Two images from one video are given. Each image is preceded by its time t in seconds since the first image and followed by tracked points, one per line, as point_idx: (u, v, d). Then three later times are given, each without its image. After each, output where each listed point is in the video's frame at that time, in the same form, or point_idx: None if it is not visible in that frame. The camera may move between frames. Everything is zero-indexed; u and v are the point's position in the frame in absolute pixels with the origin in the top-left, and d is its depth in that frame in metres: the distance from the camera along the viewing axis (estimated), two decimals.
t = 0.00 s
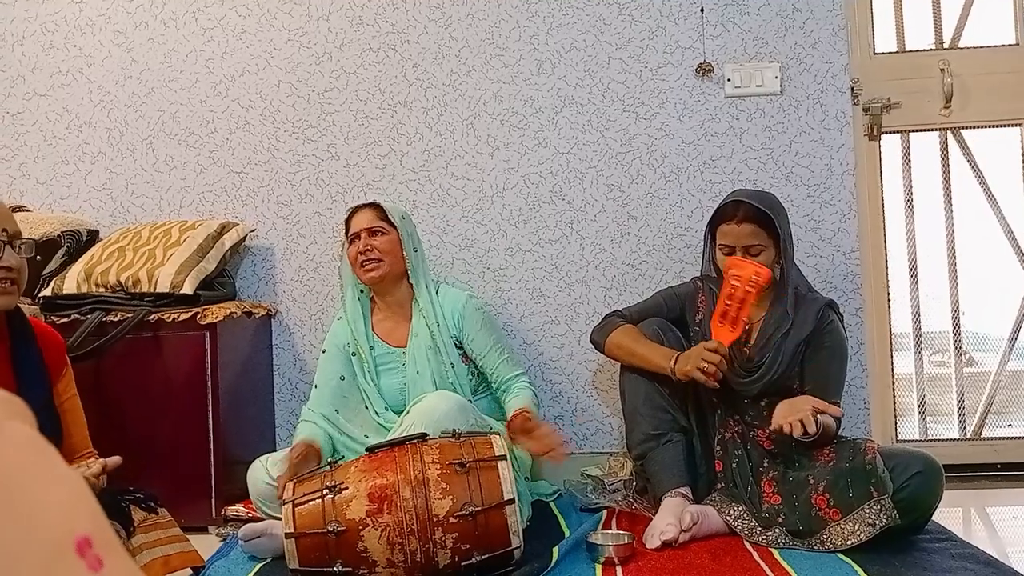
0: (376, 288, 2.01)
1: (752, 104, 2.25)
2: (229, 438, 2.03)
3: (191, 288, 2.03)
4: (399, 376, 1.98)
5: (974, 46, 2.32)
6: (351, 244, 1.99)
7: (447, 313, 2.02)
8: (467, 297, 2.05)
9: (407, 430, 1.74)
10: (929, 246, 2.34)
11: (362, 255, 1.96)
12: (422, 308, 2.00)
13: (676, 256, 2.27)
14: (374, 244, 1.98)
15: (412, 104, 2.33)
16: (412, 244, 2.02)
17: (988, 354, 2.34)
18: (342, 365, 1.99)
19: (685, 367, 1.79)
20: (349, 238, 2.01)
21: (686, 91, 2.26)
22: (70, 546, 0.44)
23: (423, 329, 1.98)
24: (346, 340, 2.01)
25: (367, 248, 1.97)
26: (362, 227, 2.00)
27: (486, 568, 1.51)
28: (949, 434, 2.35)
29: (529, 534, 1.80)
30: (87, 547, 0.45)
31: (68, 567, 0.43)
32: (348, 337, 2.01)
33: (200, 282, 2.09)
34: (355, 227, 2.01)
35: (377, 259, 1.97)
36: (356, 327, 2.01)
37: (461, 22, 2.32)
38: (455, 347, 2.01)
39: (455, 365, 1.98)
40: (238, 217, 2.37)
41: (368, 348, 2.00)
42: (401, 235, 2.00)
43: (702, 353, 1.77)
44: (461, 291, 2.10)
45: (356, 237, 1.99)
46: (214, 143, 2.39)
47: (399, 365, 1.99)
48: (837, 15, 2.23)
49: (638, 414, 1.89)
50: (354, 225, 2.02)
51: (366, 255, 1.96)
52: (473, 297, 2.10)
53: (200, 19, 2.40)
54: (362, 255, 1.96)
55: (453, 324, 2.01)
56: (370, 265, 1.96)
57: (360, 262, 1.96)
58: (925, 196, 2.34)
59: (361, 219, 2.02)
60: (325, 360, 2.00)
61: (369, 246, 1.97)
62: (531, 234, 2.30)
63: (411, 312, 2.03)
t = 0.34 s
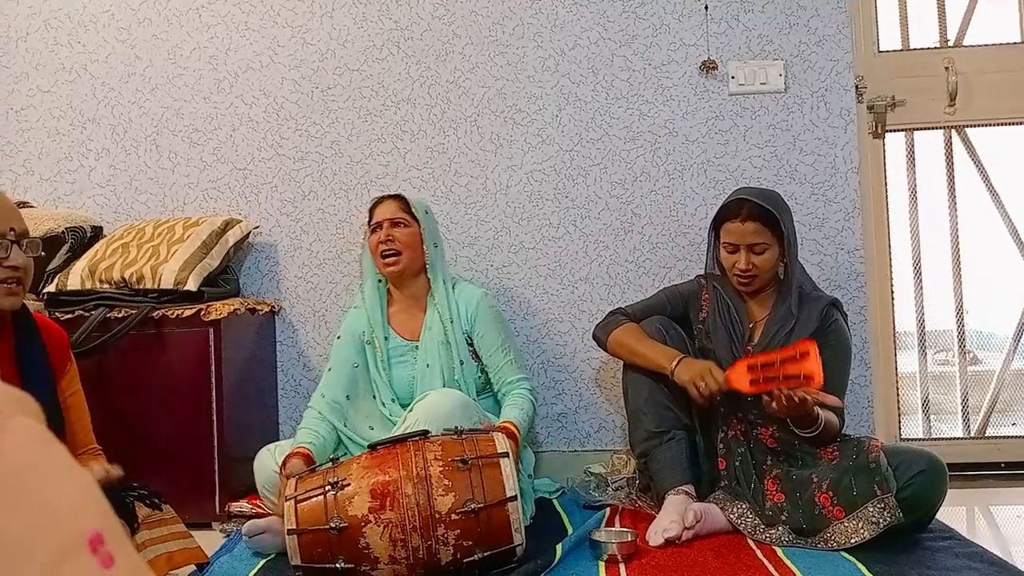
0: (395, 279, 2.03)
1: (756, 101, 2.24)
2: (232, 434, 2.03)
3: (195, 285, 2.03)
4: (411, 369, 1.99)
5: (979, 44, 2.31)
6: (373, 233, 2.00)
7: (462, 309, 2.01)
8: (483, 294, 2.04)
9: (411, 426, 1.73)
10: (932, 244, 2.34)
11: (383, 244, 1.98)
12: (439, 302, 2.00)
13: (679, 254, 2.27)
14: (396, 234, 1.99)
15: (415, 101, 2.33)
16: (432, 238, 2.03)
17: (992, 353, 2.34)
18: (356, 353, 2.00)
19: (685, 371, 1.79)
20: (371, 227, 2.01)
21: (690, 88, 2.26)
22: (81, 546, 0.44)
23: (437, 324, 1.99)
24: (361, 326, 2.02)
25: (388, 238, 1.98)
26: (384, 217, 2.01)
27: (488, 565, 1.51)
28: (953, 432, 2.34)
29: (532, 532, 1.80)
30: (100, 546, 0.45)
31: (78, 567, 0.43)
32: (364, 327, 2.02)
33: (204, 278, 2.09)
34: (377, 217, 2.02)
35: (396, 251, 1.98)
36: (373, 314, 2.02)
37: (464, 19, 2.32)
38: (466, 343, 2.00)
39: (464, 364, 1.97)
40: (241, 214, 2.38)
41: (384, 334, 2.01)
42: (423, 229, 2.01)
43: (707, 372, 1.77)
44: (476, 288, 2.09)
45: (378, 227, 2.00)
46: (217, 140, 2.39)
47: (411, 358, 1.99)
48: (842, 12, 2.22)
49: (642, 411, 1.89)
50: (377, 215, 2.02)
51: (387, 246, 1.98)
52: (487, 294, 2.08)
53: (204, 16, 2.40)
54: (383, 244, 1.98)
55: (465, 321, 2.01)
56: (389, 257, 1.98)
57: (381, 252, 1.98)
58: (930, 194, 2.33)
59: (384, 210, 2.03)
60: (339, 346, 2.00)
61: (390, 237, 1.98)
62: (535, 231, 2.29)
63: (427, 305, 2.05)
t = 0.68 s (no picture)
0: (404, 275, 2.03)
1: (753, 100, 2.24)
2: (230, 435, 2.03)
3: (191, 286, 2.03)
4: (415, 364, 1.99)
5: (975, 41, 2.32)
6: (385, 229, 2.00)
7: (471, 309, 2.01)
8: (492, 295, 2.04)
9: (412, 427, 1.72)
10: (929, 242, 2.34)
11: (395, 240, 1.97)
12: (446, 299, 2.00)
13: (676, 253, 2.27)
14: (408, 230, 1.99)
15: (412, 101, 2.33)
16: (444, 236, 2.03)
17: (989, 351, 2.34)
18: (362, 344, 2.00)
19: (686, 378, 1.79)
20: (383, 223, 2.01)
21: (687, 87, 2.26)
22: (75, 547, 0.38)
23: (445, 321, 1.98)
24: (368, 318, 2.02)
25: (400, 234, 1.98)
26: (397, 213, 2.00)
27: (488, 566, 1.51)
28: (950, 430, 2.35)
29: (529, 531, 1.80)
30: (94, 547, 0.39)
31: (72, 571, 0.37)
32: (372, 319, 2.02)
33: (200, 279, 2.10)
34: (389, 213, 2.02)
35: (408, 247, 1.98)
36: (381, 307, 2.02)
37: (460, 19, 2.32)
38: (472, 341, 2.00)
39: (468, 361, 1.98)
40: (238, 215, 2.37)
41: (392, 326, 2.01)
42: (435, 227, 2.01)
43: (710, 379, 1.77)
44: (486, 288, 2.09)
45: (390, 222, 2.00)
46: (214, 140, 2.39)
47: (417, 352, 1.99)
48: (839, 11, 2.22)
49: (640, 409, 1.89)
50: (389, 211, 2.02)
51: (398, 241, 1.97)
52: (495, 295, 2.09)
53: (200, 17, 2.40)
54: (395, 240, 1.98)
55: (473, 319, 2.01)
56: (399, 253, 1.98)
57: (391, 248, 1.98)
58: (926, 192, 2.34)
59: (397, 206, 2.02)
60: (344, 338, 2.00)
61: (402, 232, 1.98)
62: (532, 231, 2.29)
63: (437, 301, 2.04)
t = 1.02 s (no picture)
0: (408, 257, 2.02)
1: (759, 86, 2.23)
2: (232, 419, 2.03)
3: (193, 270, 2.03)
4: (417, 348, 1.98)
5: (983, 28, 2.30)
6: (388, 211, 2.00)
7: (473, 293, 2.01)
8: (495, 281, 2.04)
9: (416, 412, 1.73)
10: (934, 231, 2.33)
11: (398, 221, 1.97)
12: (450, 284, 2.00)
13: (681, 240, 2.26)
14: (412, 213, 1.99)
15: (415, 85, 2.31)
16: (448, 220, 2.03)
17: (993, 340, 2.33)
18: (364, 323, 1.99)
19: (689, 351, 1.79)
20: (387, 205, 2.01)
21: (692, 73, 2.25)
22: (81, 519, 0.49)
23: (447, 304, 1.98)
24: (373, 299, 2.02)
25: (404, 216, 1.98)
26: (401, 195, 2.00)
27: (491, 551, 1.50)
28: (953, 419, 2.34)
29: (532, 517, 1.80)
30: (97, 519, 0.50)
31: (78, 541, 0.49)
32: (376, 300, 2.01)
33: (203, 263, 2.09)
34: (394, 195, 2.02)
35: (411, 229, 1.98)
36: (386, 290, 2.02)
37: (464, 2, 2.30)
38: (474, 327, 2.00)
39: (471, 346, 1.98)
40: (240, 200, 2.36)
41: (396, 308, 2.01)
42: (439, 210, 2.01)
43: (711, 347, 1.77)
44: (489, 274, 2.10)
45: (394, 204, 2.00)
46: (216, 124, 2.38)
47: (419, 336, 1.98)
48: None
49: (643, 394, 1.88)
50: (394, 193, 2.02)
51: (402, 223, 1.97)
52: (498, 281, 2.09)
53: None
54: (398, 221, 1.98)
55: (475, 304, 2.01)
56: (402, 235, 1.97)
57: (395, 230, 1.98)
58: (932, 180, 2.33)
59: (401, 188, 2.03)
60: (347, 318, 2.00)
61: (406, 214, 1.98)
62: (536, 217, 2.29)
63: (439, 284, 2.04)
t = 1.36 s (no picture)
0: (389, 269, 2.01)
1: (756, 88, 2.23)
2: (234, 428, 2.03)
3: (194, 279, 2.03)
4: (407, 359, 1.98)
5: (979, 27, 2.30)
6: (366, 223, 1.99)
7: (457, 297, 2.01)
8: (477, 283, 2.03)
9: (416, 420, 1.73)
10: (934, 229, 2.33)
11: (375, 233, 1.96)
12: (434, 291, 1.99)
13: (680, 243, 2.26)
14: (389, 224, 1.98)
15: (413, 92, 2.32)
16: (429, 228, 2.02)
17: (995, 338, 2.33)
18: (351, 339, 1.99)
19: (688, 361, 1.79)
20: (365, 216, 2.01)
21: (689, 76, 2.25)
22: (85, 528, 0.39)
23: (432, 313, 1.97)
24: (358, 313, 2.02)
25: (381, 227, 1.97)
26: (379, 206, 2.00)
27: (492, 556, 1.51)
28: (956, 418, 2.34)
29: (535, 522, 1.80)
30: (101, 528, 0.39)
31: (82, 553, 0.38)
32: (361, 314, 2.01)
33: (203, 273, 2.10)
34: (371, 206, 2.01)
35: (389, 241, 1.96)
36: (369, 302, 2.02)
37: (461, 9, 2.31)
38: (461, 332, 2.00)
39: (461, 352, 1.98)
40: (240, 209, 2.37)
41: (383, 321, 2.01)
42: (417, 219, 1.99)
43: (709, 367, 1.77)
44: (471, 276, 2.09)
45: (372, 216, 1.99)
46: (215, 134, 2.38)
47: (406, 347, 1.99)
48: None
49: (644, 399, 1.88)
50: (371, 204, 2.01)
51: (379, 235, 1.96)
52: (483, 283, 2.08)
53: (200, 10, 2.39)
54: (375, 233, 1.96)
55: (460, 308, 2.00)
56: (381, 246, 1.96)
57: (373, 242, 1.97)
58: (931, 179, 2.33)
59: (377, 199, 2.01)
60: (334, 335, 2.00)
61: (383, 226, 1.97)
62: (535, 222, 2.29)
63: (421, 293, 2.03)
